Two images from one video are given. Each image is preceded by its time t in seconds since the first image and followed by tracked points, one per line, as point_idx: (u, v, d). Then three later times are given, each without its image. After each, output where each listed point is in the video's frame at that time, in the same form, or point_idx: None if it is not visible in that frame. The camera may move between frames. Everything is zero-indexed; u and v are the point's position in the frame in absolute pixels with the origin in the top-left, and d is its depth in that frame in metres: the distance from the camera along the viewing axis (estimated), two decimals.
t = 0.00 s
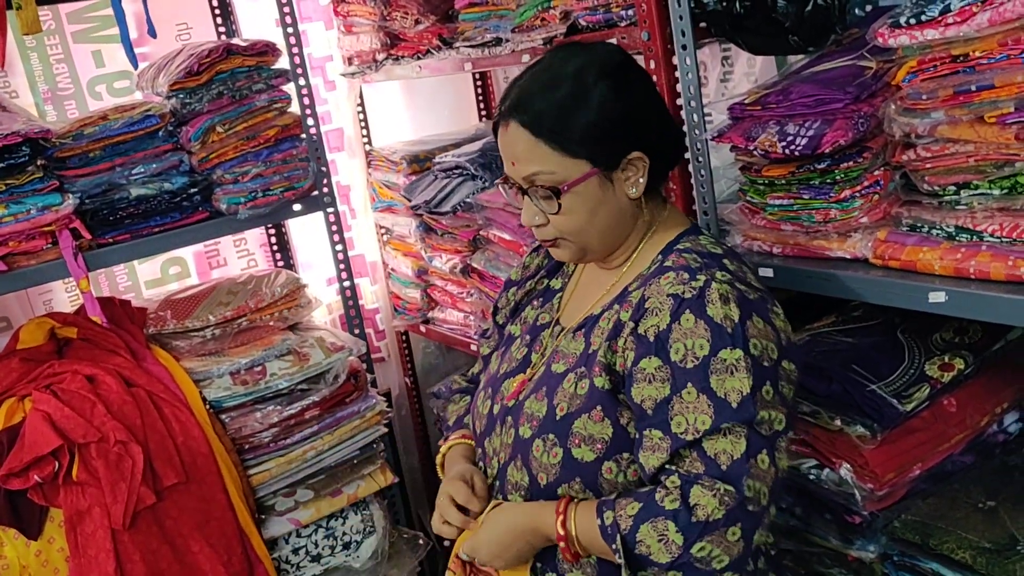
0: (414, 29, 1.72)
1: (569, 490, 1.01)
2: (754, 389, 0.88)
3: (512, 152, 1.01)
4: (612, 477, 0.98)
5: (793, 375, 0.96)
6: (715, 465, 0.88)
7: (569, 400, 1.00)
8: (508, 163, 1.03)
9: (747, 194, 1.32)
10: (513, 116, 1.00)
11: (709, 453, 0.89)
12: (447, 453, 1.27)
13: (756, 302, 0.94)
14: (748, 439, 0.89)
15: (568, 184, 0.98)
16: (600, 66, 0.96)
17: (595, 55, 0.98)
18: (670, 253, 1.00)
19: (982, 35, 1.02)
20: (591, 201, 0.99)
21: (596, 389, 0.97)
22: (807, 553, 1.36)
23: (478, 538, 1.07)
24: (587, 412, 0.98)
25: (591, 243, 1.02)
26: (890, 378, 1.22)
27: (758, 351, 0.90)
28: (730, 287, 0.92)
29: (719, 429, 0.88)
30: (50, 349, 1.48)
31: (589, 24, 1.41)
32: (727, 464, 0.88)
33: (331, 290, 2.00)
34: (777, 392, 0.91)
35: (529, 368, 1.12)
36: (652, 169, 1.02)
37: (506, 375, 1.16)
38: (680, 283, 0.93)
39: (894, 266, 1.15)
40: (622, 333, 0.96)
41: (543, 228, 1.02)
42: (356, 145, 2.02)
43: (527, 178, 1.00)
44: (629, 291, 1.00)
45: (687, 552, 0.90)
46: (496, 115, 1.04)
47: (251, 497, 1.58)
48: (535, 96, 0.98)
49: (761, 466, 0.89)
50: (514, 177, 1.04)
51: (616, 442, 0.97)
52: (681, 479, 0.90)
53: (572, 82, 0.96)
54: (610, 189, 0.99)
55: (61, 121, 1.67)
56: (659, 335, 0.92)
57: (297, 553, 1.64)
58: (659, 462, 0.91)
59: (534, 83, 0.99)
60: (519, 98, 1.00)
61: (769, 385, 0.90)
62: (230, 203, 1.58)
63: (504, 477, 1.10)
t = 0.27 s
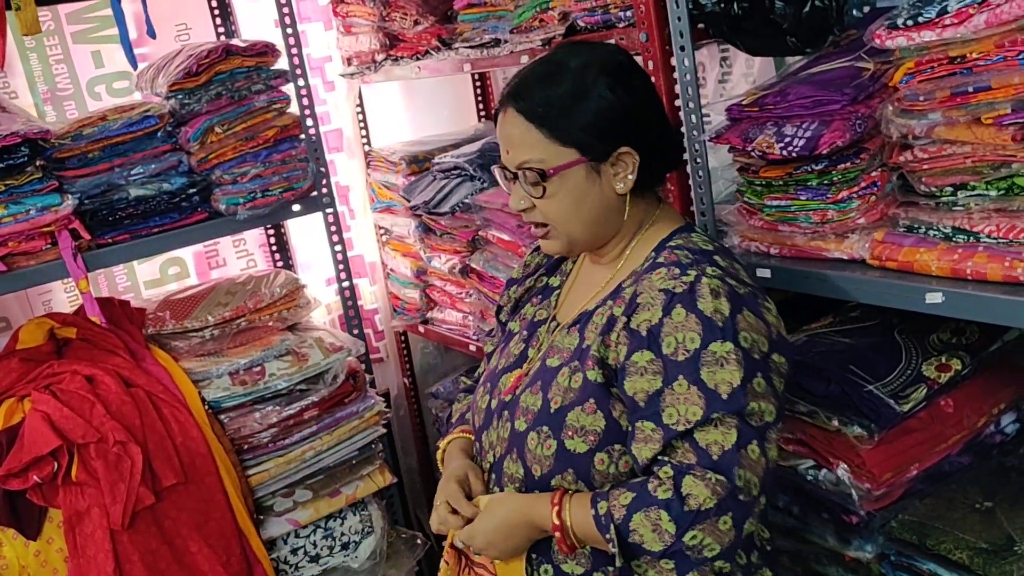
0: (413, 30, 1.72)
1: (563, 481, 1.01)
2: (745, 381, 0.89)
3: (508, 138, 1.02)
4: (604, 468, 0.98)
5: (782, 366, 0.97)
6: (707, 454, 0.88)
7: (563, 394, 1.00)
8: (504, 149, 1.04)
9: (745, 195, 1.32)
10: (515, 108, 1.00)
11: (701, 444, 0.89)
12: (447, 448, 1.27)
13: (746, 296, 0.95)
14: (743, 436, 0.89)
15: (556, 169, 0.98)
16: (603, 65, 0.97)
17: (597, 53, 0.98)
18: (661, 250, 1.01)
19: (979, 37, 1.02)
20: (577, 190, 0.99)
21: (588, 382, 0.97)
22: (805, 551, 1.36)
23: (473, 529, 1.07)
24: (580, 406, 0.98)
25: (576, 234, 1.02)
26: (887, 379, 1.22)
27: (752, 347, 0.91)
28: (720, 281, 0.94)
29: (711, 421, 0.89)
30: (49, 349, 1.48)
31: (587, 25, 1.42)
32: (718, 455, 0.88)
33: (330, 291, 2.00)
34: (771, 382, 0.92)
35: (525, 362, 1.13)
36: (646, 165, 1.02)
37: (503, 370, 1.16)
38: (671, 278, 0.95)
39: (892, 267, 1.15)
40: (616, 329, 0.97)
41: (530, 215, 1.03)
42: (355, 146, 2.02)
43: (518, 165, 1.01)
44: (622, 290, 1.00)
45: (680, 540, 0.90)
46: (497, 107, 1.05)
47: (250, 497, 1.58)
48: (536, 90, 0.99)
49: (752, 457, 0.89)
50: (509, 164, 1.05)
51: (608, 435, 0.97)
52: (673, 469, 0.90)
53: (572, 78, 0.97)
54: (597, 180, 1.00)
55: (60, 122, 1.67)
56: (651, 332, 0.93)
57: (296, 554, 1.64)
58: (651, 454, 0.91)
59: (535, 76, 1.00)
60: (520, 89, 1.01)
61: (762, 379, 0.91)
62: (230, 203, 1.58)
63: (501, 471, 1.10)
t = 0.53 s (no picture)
0: (409, 30, 1.72)
1: (551, 470, 1.00)
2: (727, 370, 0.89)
3: (501, 131, 1.02)
4: (591, 455, 0.98)
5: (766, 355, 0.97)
6: (694, 443, 0.89)
7: (550, 385, 1.00)
8: (498, 143, 1.04)
9: (741, 194, 1.32)
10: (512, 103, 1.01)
11: (688, 431, 0.89)
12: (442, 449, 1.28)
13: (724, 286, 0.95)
14: (729, 425, 0.89)
15: (549, 163, 0.99)
16: (599, 64, 0.97)
17: (594, 49, 0.99)
18: (645, 244, 1.01)
19: (973, 35, 1.02)
20: (569, 184, 1.00)
21: (574, 372, 0.98)
22: (800, 551, 1.36)
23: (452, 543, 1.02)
24: (567, 396, 0.98)
25: (566, 227, 1.03)
26: (882, 378, 1.22)
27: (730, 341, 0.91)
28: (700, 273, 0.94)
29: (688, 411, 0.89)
30: (45, 350, 1.48)
31: (582, 25, 1.42)
32: (706, 441, 0.89)
33: (327, 291, 2.00)
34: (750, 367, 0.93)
35: (517, 357, 1.13)
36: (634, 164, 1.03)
37: (495, 367, 1.16)
38: (653, 271, 0.95)
39: (887, 265, 1.15)
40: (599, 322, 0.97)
41: (522, 206, 1.03)
42: (352, 146, 2.02)
43: (512, 157, 1.01)
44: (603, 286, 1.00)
45: (670, 526, 0.90)
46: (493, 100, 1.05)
47: (246, 498, 1.58)
48: (533, 85, 0.99)
49: (737, 444, 0.90)
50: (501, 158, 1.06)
51: (594, 422, 0.97)
52: (662, 457, 0.90)
53: (570, 73, 0.97)
54: (589, 174, 1.00)
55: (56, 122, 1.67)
56: (633, 333, 0.92)
57: (293, 554, 1.64)
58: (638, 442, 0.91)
59: (531, 72, 1.00)
60: (516, 84, 1.01)
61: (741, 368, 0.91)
62: (225, 204, 1.58)
63: (493, 461, 1.10)
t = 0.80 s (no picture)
0: (407, 36, 1.72)
1: (538, 467, 1.00)
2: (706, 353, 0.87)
3: (495, 138, 1.00)
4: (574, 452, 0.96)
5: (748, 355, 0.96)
6: (670, 409, 0.85)
7: (536, 383, 1.01)
8: (491, 150, 1.01)
9: (739, 201, 1.33)
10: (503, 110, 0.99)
11: (664, 398, 0.85)
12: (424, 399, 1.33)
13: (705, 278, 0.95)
14: (702, 400, 0.86)
15: (551, 171, 0.98)
16: (588, 72, 0.98)
17: (580, 59, 0.99)
18: (628, 244, 1.01)
19: (968, 43, 1.02)
20: (569, 191, 0.99)
21: (557, 371, 0.98)
22: (798, 556, 1.36)
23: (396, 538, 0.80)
24: (552, 394, 0.99)
25: (562, 233, 1.02)
26: (880, 383, 1.22)
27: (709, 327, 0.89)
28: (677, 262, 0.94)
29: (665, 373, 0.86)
30: (44, 357, 1.49)
31: (580, 32, 1.42)
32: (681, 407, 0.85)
33: (326, 296, 2.01)
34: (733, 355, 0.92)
35: (507, 361, 1.13)
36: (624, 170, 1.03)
37: (487, 370, 1.17)
38: (633, 265, 0.95)
39: (883, 272, 1.15)
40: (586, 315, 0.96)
41: (518, 215, 1.01)
42: (351, 151, 2.02)
43: (509, 166, 0.99)
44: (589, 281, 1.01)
45: (648, 486, 0.84)
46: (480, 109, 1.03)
47: (246, 504, 1.58)
48: (525, 93, 0.97)
49: (708, 419, 0.87)
50: (492, 166, 1.03)
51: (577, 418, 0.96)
52: (634, 419, 0.85)
53: (562, 82, 0.96)
54: (587, 182, 1.00)
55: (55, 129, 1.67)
56: (618, 311, 0.92)
57: (292, 559, 1.64)
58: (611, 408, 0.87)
59: (522, 81, 0.98)
60: (506, 93, 0.99)
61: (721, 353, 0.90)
62: (224, 210, 1.58)
63: (488, 460, 1.11)
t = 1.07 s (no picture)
0: (407, 41, 1.72)
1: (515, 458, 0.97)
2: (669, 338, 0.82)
3: (472, 152, 0.94)
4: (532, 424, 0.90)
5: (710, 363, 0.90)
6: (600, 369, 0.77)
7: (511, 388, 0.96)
8: (466, 163, 0.95)
9: (738, 206, 1.34)
10: (478, 123, 0.93)
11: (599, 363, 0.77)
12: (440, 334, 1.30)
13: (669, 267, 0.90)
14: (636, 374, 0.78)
15: (531, 187, 0.93)
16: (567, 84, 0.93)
17: (559, 70, 0.94)
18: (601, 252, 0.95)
19: (966, 49, 1.03)
20: (546, 208, 0.95)
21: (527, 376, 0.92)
22: (799, 562, 1.36)
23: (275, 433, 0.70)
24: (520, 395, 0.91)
25: (539, 249, 0.98)
26: (879, 388, 1.21)
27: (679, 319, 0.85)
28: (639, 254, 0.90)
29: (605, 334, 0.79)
30: (43, 361, 1.49)
31: (579, 37, 1.43)
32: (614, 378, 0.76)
33: (325, 301, 2.01)
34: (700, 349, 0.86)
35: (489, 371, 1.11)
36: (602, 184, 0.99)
37: (471, 381, 1.14)
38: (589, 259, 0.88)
39: (882, 277, 1.15)
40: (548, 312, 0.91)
41: (494, 230, 0.97)
42: (350, 156, 2.04)
43: (486, 181, 0.94)
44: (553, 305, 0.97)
45: (562, 426, 0.74)
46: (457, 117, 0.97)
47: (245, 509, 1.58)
48: (502, 107, 0.91)
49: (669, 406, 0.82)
50: (467, 178, 0.97)
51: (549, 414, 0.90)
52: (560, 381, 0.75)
53: (540, 94, 0.92)
54: (565, 198, 0.96)
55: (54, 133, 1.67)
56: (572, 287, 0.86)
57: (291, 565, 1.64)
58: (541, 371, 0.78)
59: (498, 94, 0.93)
60: (484, 105, 0.93)
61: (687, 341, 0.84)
62: (224, 215, 1.58)
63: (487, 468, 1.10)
